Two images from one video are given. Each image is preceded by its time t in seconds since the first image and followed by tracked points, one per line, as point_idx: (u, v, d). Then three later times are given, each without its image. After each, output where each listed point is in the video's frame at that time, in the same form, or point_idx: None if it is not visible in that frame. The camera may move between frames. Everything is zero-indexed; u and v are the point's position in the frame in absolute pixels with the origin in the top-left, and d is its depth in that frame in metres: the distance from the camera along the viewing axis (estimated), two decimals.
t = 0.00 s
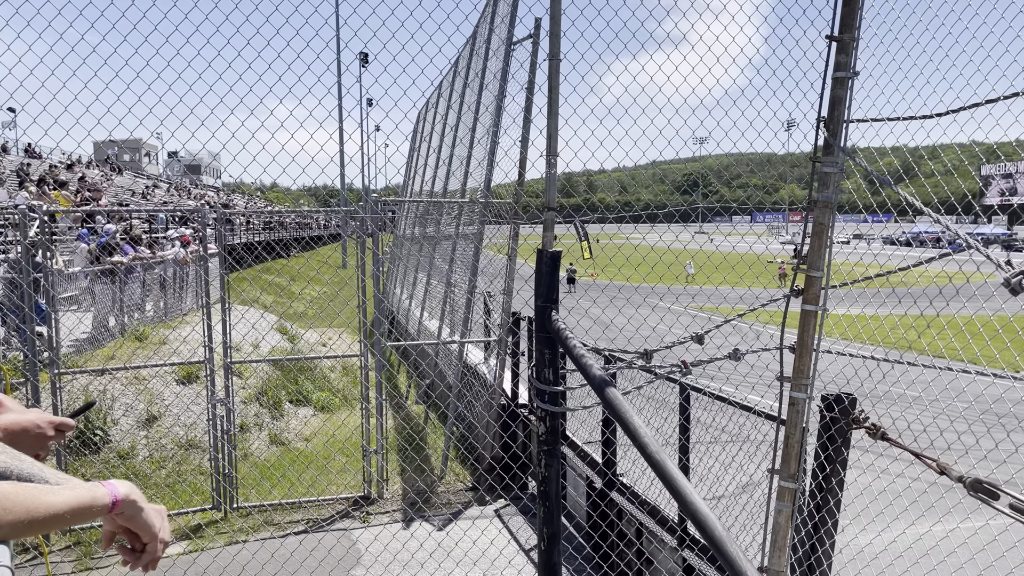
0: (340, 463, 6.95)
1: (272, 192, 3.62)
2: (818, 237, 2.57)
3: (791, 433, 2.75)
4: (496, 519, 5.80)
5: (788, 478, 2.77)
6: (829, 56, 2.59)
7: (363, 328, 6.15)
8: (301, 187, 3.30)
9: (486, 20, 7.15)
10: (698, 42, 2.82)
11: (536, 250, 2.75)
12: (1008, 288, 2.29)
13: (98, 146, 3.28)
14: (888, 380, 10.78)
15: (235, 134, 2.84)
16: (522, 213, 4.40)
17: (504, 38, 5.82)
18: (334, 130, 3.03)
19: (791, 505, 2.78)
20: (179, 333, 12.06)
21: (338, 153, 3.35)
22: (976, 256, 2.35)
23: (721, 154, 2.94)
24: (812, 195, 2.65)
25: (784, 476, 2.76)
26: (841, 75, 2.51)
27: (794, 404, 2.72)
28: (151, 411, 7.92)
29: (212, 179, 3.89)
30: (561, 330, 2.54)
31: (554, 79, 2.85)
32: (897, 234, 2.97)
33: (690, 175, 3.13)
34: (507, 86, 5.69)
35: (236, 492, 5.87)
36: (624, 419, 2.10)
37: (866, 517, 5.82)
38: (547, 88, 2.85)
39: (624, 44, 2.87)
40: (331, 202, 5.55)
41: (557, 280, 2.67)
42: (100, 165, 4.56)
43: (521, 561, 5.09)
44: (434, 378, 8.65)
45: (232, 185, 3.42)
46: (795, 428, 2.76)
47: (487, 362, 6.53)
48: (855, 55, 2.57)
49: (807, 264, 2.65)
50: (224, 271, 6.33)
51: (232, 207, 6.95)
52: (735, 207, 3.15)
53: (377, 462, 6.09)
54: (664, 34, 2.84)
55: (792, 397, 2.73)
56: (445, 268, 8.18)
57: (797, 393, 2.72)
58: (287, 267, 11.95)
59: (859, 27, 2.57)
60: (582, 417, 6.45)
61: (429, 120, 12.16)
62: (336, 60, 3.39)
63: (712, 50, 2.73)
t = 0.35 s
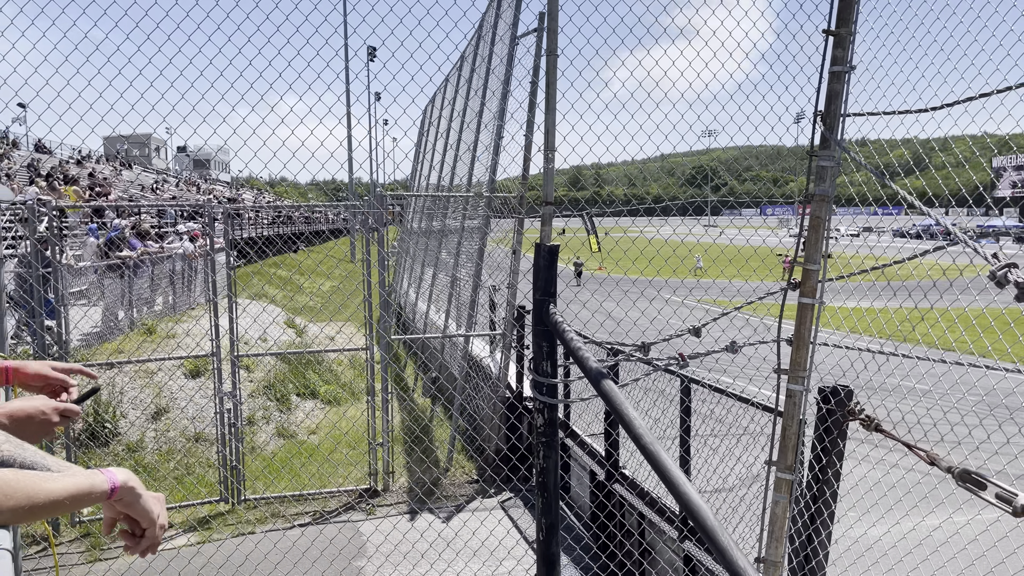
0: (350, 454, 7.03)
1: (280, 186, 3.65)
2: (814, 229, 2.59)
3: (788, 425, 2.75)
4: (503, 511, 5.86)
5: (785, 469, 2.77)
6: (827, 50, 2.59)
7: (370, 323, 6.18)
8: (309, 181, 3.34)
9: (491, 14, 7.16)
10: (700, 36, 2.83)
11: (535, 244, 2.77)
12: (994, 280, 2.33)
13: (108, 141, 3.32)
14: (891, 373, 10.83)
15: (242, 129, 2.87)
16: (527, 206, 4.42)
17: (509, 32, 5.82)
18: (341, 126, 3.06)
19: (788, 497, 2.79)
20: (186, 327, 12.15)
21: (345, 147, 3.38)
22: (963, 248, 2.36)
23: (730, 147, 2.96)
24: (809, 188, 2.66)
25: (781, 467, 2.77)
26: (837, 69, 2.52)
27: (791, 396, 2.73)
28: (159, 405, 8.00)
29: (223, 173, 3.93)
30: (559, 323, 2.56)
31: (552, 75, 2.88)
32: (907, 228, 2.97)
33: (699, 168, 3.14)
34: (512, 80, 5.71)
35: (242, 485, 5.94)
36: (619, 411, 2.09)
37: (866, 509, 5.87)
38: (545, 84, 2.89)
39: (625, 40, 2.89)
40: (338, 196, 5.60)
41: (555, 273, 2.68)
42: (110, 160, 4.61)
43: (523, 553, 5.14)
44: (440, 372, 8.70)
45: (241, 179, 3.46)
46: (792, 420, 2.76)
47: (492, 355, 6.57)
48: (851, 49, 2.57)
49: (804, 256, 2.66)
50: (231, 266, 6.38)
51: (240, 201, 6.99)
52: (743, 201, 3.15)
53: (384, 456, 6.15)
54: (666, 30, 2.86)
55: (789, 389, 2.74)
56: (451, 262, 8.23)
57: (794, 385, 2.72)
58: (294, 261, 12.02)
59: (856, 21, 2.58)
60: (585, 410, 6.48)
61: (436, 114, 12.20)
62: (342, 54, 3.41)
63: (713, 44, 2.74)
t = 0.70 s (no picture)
0: (358, 450, 7.07)
1: (289, 184, 3.65)
2: (820, 227, 2.59)
3: (793, 421, 2.74)
4: (509, 506, 5.88)
5: (790, 465, 2.76)
6: (832, 46, 2.58)
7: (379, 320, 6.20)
8: (317, 178, 3.35)
9: (497, 11, 7.16)
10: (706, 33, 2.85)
11: (540, 241, 2.76)
12: (998, 277, 2.32)
13: (118, 138, 3.34)
14: (899, 369, 10.82)
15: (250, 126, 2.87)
16: (533, 203, 4.42)
17: (516, 29, 5.82)
18: (349, 123, 3.06)
19: (793, 493, 2.78)
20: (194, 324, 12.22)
21: (354, 144, 3.39)
22: (967, 244, 2.35)
23: (738, 143, 3.01)
24: (814, 184, 2.65)
25: (787, 464, 2.75)
26: (843, 65, 2.50)
27: (797, 392, 2.71)
28: (168, 402, 8.05)
29: (231, 171, 3.94)
30: (564, 320, 2.54)
31: (557, 72, 2.88)
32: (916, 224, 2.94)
33: (707, 164, 3.16)
34: (518, 78, 5.71)
35: (251, 481, 5.97)
36: (622, 407, 2.06)
37: (873, 505, 5.87)
38: (549, 81, 2.90)
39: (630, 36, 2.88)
40: (347, 193, 5.61)
41: (559, 270, 2.67)
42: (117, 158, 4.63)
43: (529, 548, 5.15)
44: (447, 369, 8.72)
45: (249, 176, 3.47)
46: (797, 416, 2.76)
47: (499, 352, 6.58)
48: (857, 44, 2.55)
49: (810, 252, 2.65)
50: (239, 264, 6.40)
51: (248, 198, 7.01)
52: (751, 195, 3.15)
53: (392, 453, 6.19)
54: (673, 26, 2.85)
55: (794, 385, 2.73)
56: (458, 259, 8.25)
57: (799, 381, 2.71)
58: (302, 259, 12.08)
59: (861, 17, 2.56)
60: (591, 406, 6.48)
61: (443, 111, 12.23)
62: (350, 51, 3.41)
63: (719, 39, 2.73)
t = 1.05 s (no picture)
0: (364, 449, 7.08)
1: (296, 183, 3.65)
2: (826, 223, 2.55)
3: (799, 420, 2.72)
4: (515, 505, 5.88)
5: (797, 464, 2.74)
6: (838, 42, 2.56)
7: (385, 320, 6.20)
8: (323, 177, 3.35)
9: (503, 10, 7.15)
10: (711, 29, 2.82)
11: (544, 240, 2.75)
12: (1005, 275, 2.30)
13: (124, 138, 3.35)
14: (906, 367, 10.78)
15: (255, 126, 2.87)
16: (539, 201, 4.41)
17: (521, 28, 5.80)
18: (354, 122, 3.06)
19: (799, 492, 2.76)
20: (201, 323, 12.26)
21: (359, 144, 3.39)
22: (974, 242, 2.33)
23: (743, 141, 2.94)
24: (820, 181, 2.64)
25: (793, 463, 2.74)
26: (849, 62, 2.48)
27: (803, 391, 2.69)
28: (176, 401, 8.08)
29: (236, 170, 3.95)
30: (569, 318, 2.53)
31: (561, 71, 2.87)
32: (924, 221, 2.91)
33: (713, 162, 3.16)
34: (523, 76, 5.70)
35: (257, 480, 5.98)
36: (627, 406, 2.05)
37: (879, 504, 5.85)
38: (554, 79, 2.89)
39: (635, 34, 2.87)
40: (353, 193, 5.62)
41: (564, 268, 2.66)
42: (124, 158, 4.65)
43: (534, 547, 5.15)
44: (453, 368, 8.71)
45: (255, 175, 3.47)
46: (804, 415, 2.73)
47: (505, 351, 6.58)
48: (863, 41, 2.53)
49: (816, 249, 2.63)
50: (245, 263, 6.42)
51: (254, 198, 7.03)
52: (757, 194, 3.10)
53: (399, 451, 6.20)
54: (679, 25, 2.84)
55: (800, 384, 2.70)
56: (463, 258, 8.25)
57: (805, 379, 2.68)
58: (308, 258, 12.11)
59: (867, 13, 2.54)
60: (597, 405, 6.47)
61: (448, 110, 12.24)
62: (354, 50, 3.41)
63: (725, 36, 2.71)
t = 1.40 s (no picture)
0: (369, 450, 7.09)
1: (301, 184, 3.66)
2: (831, 223, 2.55)
3: (804, 421, 2.71)
4: (520, 506, 5.88)
5: (802, 465, 2.73)
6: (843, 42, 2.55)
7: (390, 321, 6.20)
8: (328, 178, 3.35)
9: (507, 10, 7.16)
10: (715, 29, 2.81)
11: (548, 240, 2.75)
12: (1011, 275, 2.29)
13: (130, 139, 3.36)
14: (912, 367, 10.76)
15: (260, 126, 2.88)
16: (543, 202, 4.41)
17: (525, 28, 5.80)
18: (360, 122, 3.06)
19: (804, 492, 2.75)
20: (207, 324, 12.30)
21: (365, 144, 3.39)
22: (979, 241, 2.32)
23: (749, 141, 2.94)
24: (826, 181, 2.63)
25: (798, 463, 2.73)
26: (854, 62, 2.48)
27: (808, 392, 2.68)
28: (181, 401, 8.09)
29: (241, 170, 3.95)
30: (573, 319, 2.53)
31: (565, 71, 2.87)
32: (930, 221, 2.89)
33: (718, 162, 3.13)
34: (528, 77, 5.71)
35: (262, 480, 5.99)
36: (632, 406, 2.05)
37: (885, 504, 5.84)
38: (558, 80, 2.88)
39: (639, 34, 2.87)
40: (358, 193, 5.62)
41: (568, 269, 2.66)
42: (130, 159, 4.66)
43: (539, 548, 5.13)
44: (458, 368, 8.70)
45: (260, 176, 3.48)
46: (809, 416, 2.72)
47: (510, 351, 6.58)
48: (869, 41, 2.52)
49: (821, 250, 2.62)
50: (250, 264, 6.43)
51: (259, 199, 7.04)
52: (760, 194, 3.17)
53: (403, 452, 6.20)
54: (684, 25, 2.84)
55: (805, 384, 2.69)
56: (468, 258, 8.26)
57: (811, 380, 2.67)
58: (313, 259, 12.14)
59: (873, 13, 2.54)
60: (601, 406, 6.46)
61: (453, 111, 12.26)
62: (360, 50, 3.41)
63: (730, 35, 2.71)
